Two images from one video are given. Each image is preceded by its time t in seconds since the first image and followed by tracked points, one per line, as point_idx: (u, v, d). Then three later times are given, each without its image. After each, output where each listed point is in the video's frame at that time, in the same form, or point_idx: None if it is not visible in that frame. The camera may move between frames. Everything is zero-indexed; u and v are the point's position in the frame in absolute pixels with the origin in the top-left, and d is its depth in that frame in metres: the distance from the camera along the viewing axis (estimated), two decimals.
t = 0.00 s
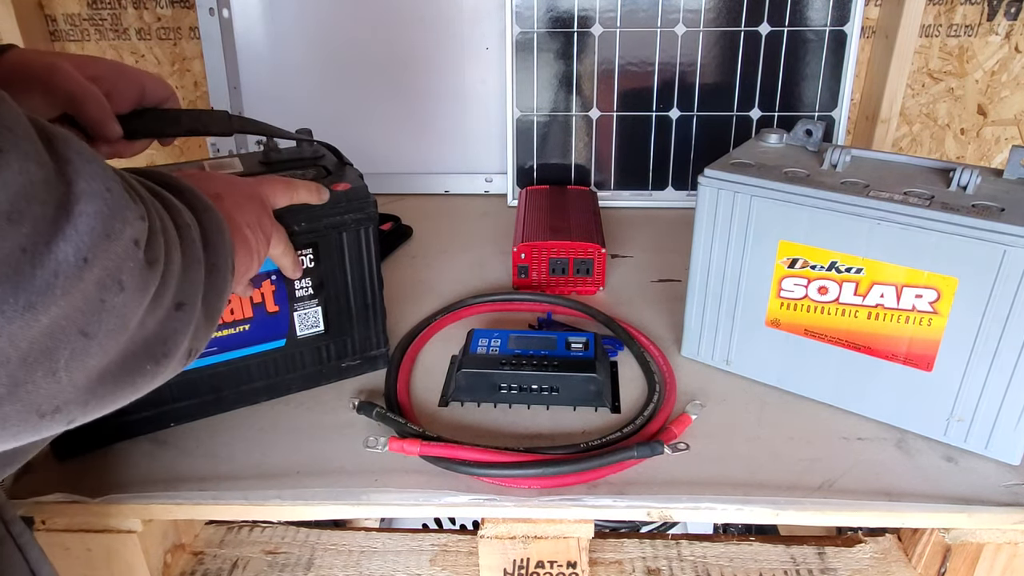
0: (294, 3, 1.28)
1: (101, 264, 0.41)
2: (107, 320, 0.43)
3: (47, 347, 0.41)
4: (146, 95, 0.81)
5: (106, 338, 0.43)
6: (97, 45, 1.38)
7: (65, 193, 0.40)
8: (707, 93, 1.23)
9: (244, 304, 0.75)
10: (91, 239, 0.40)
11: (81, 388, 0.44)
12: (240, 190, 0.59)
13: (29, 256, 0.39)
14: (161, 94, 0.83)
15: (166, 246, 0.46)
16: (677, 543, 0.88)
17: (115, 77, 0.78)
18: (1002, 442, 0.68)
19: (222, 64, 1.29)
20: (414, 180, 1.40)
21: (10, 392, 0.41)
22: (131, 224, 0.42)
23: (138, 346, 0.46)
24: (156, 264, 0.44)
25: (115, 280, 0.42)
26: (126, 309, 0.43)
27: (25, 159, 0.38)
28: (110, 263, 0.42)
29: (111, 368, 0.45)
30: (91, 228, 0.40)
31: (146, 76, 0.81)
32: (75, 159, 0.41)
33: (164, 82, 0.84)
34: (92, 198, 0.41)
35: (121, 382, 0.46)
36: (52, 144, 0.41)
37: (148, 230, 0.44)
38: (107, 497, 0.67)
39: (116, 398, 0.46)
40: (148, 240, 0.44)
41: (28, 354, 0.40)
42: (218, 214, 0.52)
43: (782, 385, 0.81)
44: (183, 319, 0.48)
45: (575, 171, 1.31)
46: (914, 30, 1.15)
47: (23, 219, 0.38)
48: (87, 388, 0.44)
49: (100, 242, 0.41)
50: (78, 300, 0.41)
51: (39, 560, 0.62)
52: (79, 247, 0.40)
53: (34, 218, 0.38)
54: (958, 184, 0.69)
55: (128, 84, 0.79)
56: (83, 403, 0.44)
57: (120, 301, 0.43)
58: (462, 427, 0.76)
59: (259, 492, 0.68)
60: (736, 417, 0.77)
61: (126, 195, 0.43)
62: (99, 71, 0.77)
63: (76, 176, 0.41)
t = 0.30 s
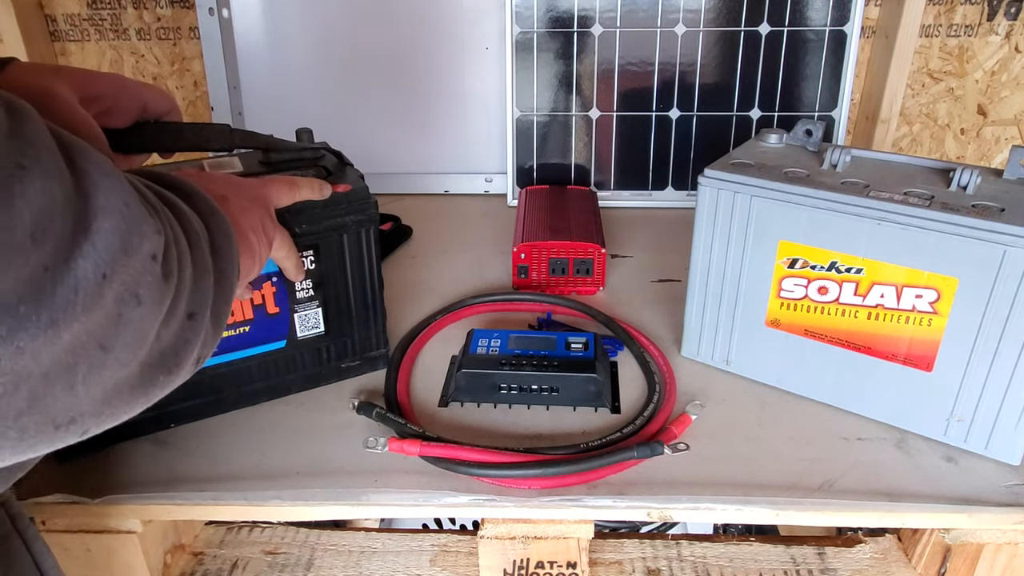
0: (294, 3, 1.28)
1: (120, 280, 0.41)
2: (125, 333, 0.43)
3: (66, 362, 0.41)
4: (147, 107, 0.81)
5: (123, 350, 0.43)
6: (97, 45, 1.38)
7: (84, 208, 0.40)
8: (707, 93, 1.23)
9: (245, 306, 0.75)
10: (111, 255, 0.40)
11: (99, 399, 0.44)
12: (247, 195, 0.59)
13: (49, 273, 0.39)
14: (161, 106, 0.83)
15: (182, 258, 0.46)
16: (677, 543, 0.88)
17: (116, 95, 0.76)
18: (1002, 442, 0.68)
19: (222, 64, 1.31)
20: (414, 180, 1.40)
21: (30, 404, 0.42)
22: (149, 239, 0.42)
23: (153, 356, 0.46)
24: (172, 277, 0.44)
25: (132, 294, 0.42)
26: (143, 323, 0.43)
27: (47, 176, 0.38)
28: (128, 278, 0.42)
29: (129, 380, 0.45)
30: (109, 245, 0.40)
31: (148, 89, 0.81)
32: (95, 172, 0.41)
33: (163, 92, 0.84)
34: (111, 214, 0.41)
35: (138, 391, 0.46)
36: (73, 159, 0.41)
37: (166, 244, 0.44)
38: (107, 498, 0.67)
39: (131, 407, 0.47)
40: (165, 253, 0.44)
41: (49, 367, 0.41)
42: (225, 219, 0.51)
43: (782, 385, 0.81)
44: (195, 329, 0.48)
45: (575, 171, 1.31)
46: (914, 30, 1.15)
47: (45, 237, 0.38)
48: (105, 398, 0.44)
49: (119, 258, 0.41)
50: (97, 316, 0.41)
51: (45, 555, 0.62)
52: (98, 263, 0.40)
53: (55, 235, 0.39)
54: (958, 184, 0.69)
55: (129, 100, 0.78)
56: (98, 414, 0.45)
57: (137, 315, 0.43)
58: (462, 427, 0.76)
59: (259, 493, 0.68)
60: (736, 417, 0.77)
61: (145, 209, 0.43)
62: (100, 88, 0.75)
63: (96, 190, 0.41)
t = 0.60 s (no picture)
0: (294, 3, 1.28)
1: (124, 349, 0.39)
2: (127, 402, 0.41)
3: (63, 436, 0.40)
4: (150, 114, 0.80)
5: (125, 418, 0.41)
6: (97, 45, 1.38)
7: (92, 269, 0.38)
8: (707, 93, 1.23)
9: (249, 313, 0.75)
10: (116, 324, 0.38)
11: (95, 468, 0.42)
12: (261, 222, 0.56)
13: (49, 343, 0.37)
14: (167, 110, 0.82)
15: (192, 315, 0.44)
16: (677, 543, 0.88)
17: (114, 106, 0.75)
18: (1002, 442, 0.68)
19: (222, 64, 1.31)
20: (414, 180, 1.40)
21: (21, 476, 0.41)
22: (159, 303, 0.40)
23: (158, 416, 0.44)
24: (180, 337, 0.43)
25: (138, 361, 0.40)
26: (147, 389, 0.41)
27: (56, 238, 0.36)
28: (135, 345, 0.40)
29: (130, 446, 0.43)
30: (115, 311, 0.38)
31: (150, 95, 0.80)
32: (110, 226, 0.39)
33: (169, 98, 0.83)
34: (120, 275, 0.38)
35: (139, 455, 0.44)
36: (87, 207, 0.39)
37: (177, 304, 0.42)
38: (106, 498, 0.67)
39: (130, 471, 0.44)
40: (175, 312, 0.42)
41: (43, 445, 0.40)
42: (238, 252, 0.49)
43: (782, 385, 0.81)
44: (201, 381, 0.47)
45: (575, 171, 1.31)
46: (914, 30, 1.15)
47: (46, 308, 0.36)
48: (103, 466, 0.42)
49: (125, 327, 0.39)
50: (99, 388, 0.39)
51: (47, 564, 0.62)
52: (100, 334, 0.38)
53: (58, 303, 0.37)
54: (958, 184, 0.69)
55: (129, 109, 0.77)
56: (92, 481, 0.43)
57: (141, 382, 0.41)
58: (462, 427, 0.76)
59: (259, 492, 0.68)
60: (736, 417, 0.77)
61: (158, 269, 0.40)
62: (99, 98, 0.74)
63: (107, 248, 0.38)
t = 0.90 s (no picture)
0: (294, 3, 1.28)
1: (103, 438, 0.39)
2: (109, 488, 0.41)
3: (38, 525, 0.40)
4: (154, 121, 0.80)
5: (110, 500, 0.42)
6: (97, 45, 1.38)
7: (80, 348, 0.38)
8: (707, 93, 1.23)
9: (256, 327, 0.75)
10: (98, 414, 0.38)
11: (70, 553, 0.43)
12: (278, 259, 0.57)
13: (23, 435, 0.37)
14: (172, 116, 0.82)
15: (192, 391, 0.43)
16: (677, 543, 0.88)
17: (117, 113, 0.77)
18: (1002, 442, 0.68)
19: (222, 63, 1.32)
20: (415, 180, 1.40)
21: None
22: (150, 385, 0.40)
23: (153, 494, 0.44)
24: (178, 417, 0.42)
25: (124, 446, 0.40)
26: (134, 473, 0.41)
27: (35, 322, 0.36)
28: (120, 430, 0.39)
29: (115, 526, 0.44)
30: (99, 397, 0.38)
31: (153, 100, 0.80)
32: (106, 303, 0.38)
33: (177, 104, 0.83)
34: (107, 357, 0.38)
35: (129, 532, 0.44)
36: (84, 279, 0.38)
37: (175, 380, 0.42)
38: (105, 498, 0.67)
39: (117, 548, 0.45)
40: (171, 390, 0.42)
41: (11, 537, 0.40)
42: (249, 307, 0.49)
43: (782, 385, 0.81)
44: (203, 453, 0.47)
45: (575, 171, 1.31)
46: (914, 30, 1.15)
47: (14, 400, 0.36)
48: (76, 553, 0.43)
49: (108, 416, 0.38)
50: (78, 477, 0.39)
51: None
52: (78, 424, 0.38)
53: (31, 394, 0.36)
54: (958, 184, 0.69)
55: (134, 117, 0.79)
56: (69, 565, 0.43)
57: (127, 467, 0.41)
58: (462, 427, 0.76)
59: (259, 492, 0.68)
60: (736, 417, 0.77)
61: (155, 351, 0.40)
62: (98, 105, 0.76)
63: (98, 327, 0.38)
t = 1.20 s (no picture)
0: (294, 3, 1.28)
1: (99, 496, 0.37)
2: (102, 542, 0.39)
3: None
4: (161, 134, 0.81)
5: (103, 554, 0.40)
6: (97, 45, 1.38)
7: (79, 399, 0.36)
8: (707, 93, 1.23)
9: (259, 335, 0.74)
10: (96, 469, 0.36)
11: None
12: (286, 286, 0.57)
13: (15, 495, 0.35)
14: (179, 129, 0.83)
15: (196, 440, 0.41)
16: (677, 543, 0.88)
17: (121, 125, 0.77)
18: (1002, 442, 0.68)
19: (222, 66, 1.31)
20: (415, 180, 1.40)
21: None
22: (152, 438, 0.38)
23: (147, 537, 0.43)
24: (179, 468, 0.40)
25: (121, 502, 0.38)
26: (131, 527, 0.40)
27: (32, 374, 0.33)
28: (118, 485, 0.38)
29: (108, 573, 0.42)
30: (98, 451, 0.36)
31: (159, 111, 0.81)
32: (111, 350, 0.36)
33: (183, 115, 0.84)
34: (108, 409, 0.36)
35: None
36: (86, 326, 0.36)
37: (177, 432, 0.40)
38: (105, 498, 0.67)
39: None
40: (174, 441, 0.40)
41: None
42: (253, 346, 0.48)
43: (782, 385, 0.81)
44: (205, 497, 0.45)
45: (575, 171, 1.31)
46: (914, 30, 1.15)
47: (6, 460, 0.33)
48: None
49: (106, 471, 0.36)
50: (69, 536, 0.38)
51: None
52: (73, 481, 0.36)
53: (23, 452, 0.34)
54: (958, 184, 0.69)
55: (140, 127, 0.79)
56: None
57: (123, 522, 0.39)
58: (462, 427, 0.76)
59: (258, 492, 0.68)
60: (735, 417, 0.77)
61: (159, 401, 0.38)
62: (103, 117, 0.76)
63: (102, 375, 0.36)
